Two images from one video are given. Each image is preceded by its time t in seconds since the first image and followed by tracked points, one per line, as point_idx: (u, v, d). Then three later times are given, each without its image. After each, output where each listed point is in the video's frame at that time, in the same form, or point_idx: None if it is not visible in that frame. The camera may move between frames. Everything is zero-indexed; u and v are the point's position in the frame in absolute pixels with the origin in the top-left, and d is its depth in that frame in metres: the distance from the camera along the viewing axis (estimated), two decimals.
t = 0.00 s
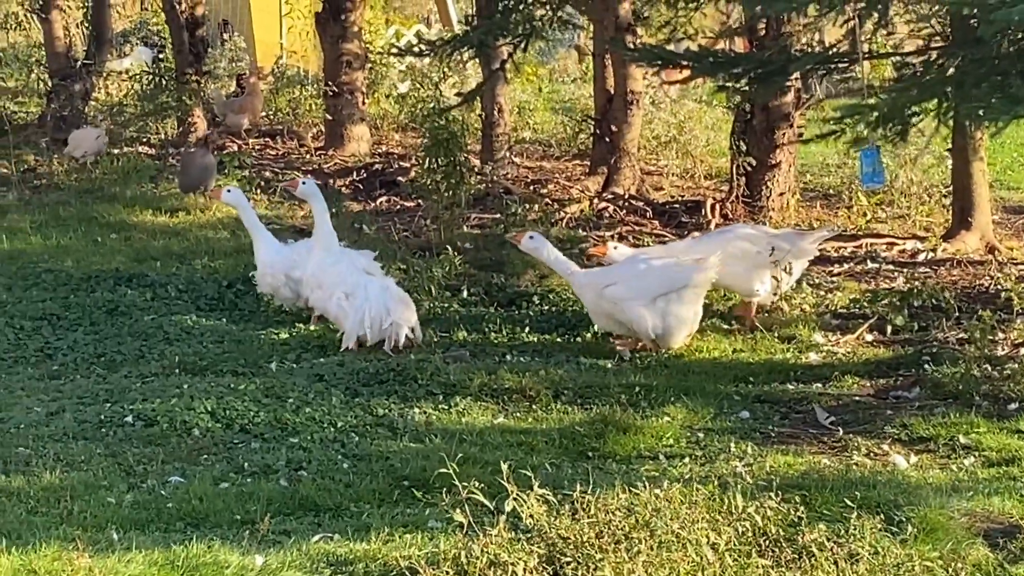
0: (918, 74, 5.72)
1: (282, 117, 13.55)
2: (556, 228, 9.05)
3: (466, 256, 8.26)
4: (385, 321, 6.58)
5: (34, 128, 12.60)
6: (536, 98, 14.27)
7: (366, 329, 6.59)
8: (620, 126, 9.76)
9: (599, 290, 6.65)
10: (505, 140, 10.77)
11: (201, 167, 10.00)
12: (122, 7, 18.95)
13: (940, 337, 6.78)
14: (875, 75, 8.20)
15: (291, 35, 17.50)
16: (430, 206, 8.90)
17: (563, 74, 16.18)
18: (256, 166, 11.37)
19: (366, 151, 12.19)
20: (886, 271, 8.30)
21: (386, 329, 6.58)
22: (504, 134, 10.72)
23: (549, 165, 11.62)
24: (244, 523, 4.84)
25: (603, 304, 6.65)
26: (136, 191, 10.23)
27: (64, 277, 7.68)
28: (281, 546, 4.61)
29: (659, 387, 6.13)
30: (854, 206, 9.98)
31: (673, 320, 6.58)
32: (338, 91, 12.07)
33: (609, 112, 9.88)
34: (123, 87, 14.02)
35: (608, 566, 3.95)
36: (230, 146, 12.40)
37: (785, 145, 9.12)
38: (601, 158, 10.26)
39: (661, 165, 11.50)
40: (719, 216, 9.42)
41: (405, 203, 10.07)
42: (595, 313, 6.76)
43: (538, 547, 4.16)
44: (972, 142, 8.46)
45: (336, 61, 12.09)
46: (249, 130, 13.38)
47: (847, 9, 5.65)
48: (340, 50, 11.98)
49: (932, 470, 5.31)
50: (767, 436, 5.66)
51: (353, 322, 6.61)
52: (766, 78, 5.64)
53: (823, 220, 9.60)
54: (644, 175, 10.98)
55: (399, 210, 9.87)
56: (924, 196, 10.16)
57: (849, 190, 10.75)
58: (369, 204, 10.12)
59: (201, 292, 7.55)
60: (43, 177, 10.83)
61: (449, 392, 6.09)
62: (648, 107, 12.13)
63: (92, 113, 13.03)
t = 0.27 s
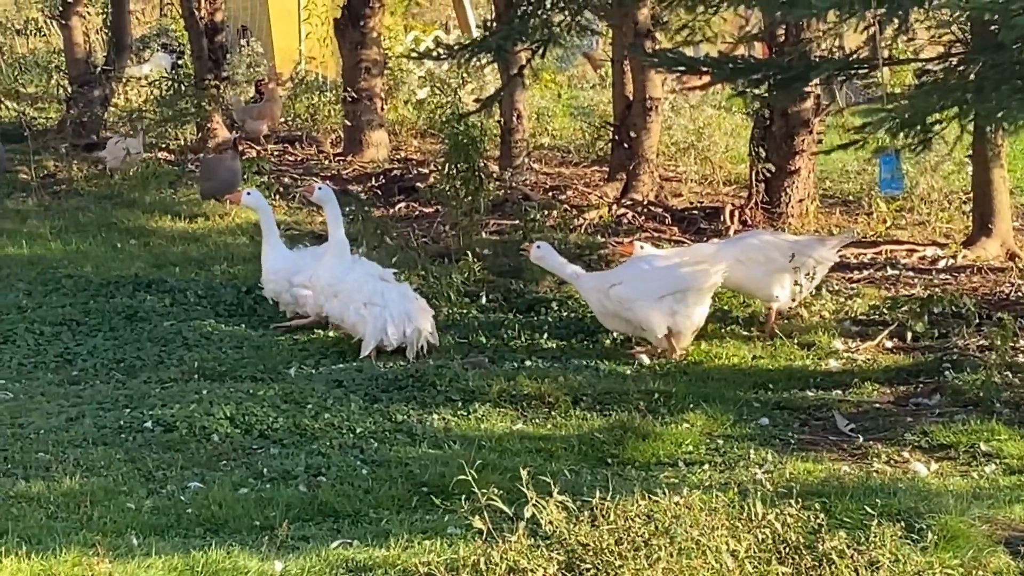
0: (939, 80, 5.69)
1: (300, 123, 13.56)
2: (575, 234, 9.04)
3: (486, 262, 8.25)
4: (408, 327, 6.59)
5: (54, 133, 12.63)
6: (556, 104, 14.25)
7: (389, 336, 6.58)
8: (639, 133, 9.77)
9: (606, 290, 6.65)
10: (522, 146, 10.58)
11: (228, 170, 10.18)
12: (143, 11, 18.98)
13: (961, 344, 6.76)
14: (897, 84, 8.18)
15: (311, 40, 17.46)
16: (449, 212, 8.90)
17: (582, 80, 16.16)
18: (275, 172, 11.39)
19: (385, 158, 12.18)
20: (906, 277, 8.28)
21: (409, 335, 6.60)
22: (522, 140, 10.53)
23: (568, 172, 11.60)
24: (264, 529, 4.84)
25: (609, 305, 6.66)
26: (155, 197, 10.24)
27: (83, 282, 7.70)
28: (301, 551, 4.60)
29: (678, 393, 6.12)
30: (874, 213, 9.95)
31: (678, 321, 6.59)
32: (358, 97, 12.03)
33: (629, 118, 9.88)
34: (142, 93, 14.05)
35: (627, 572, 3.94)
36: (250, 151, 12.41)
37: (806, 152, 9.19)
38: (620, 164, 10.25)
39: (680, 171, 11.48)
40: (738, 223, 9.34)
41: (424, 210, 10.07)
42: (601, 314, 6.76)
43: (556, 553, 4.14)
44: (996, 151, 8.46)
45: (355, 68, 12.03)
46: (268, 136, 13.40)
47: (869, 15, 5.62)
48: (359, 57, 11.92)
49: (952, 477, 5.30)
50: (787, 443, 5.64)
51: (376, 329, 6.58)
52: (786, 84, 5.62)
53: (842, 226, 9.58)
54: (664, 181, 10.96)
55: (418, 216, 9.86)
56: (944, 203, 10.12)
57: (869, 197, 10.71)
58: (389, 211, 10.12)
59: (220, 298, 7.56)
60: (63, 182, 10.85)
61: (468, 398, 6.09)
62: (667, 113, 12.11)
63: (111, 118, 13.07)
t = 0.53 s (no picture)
0: (959, 85, 5.68)
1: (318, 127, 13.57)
2: (593, 239, 9.04)
3: (506, 267, 8.25)
4: (421, 330, 6.63)
5: (73, 137, 12.67)
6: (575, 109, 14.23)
7: (402, 339, 6.61)
8: (658, 138, 9.76)
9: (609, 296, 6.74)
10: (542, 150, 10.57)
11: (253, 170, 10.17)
12: (163, 17, 19.01)
13: (981, 350, 6.74)
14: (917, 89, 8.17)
15: (331, 45, 17.38)
16: (468, 217, 8.91)
17: (601, 85, 16.12)
18: (295, 177, 11.43)
19: (404, 163, 12.16)
20: (925, 283, 8.27)
21: (424, 337, 6.64)
22: (541, 145, 10.52)
23: (586, 177, 11.59)
24: (283, 533, 4.83)
25: (612, 310, 6.74)
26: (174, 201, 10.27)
27: (103, 286, 7.71)
28: (320, 555, 4.59)
29: (697, 398, 6.11)
30: (893, 219, 9.93)
31: (671, 329, 6.55)
32: (377, 102, 12.02)
33: (648, 123, 9.90)
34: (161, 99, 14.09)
35: None
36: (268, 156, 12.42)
37: (825, 158, 9.17)
38: (639, 168, 10.27)
39: (699, 176, 11.47)
40: (757, 227, 9.40)
41: (443, 215, 10.09)
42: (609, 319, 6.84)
43: (575, 559, 4.14)
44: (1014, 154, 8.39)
45: (374, 72, 12.05)
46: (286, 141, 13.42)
47: (888, 21, 5.62)
48: (379, 61, 11.90)
49: (972, 483, 5.28)
50: (807, 448, 5.64)
51: (390, 331, 6.61)
52: (805, 90, 5.62)
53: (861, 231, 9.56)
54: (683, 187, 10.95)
55: (437, 221, 9.87)
56: (964, 208, 10.08)
57: (888, 202, 10.68)
58: (407, 216, 10.13)
59: (239, 302, 7.57)
60: (83, 187, 10.88)
61: (487, 403, 6.09)
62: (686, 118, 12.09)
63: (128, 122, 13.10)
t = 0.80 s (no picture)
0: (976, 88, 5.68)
1: (334, 128, 13.59)
2: (610, 242, 9.04)
3: (524, 270, 8.25)
4: (424, 312, 6.67)
5: (91, 138, 12.70)
6: (592, 111, 14.21)
7: (408, 322, 6.64)
8: (676, 140, 9.79)
9: (611, 302, 6.75)
10: (559, 154, 10.43)
11: (269, 173, 9.78)
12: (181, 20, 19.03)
13: (999, 353, 6.72)
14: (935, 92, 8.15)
15: (348, 48, 17.30)
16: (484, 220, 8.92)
17: (618, 87, 16.10)
18: (312, 179, 11.46)
19: (421, 165, 12.14)
20: (943, 286, 8.24)
21: (429, 318, 6.67)
22: (558, 148, 10.40)
23: (603, 179, 11.58)
24: (299, 535, 4.84)
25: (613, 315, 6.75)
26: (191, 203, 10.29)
27: (120, 288, 7.73)
28: (337, 557, 4.59)
29: (713, 401, 6.11)
30: (911, 222, 9.90)
31: (668, 334, 6.52)
32: (394, 104, 12.04)
33: (665, 125, 9.90)
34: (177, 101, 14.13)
35: None
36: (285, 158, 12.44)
37: (842, 160, 9.17)
38: (655, 173, 10.14)
39: (716, 179, 11.46)
40: (773, 230, 9.38)
41: (460, 217, 10.09)
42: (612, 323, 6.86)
43: (592, 561, 4.13)
44: None
45: (392, 74, 12.10)
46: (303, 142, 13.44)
47: (906, 23, 5.62)
48: (396, 63, 11.94)
49: (990, 487, 5.27)
50: (824, 451, 5.63)
51: (396, 316, 6.65)
52: (823, 93, 5.62)
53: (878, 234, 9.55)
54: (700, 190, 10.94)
55: (454, 223, 9.88)
56: (982, 211, 10.05)
57: (906, 206, 10.65)
58: (424, 218, 10.14)
59: (256, 304, 7.59)
60: (101, 189, 10.90)
61: (503, 406, 6.09)
62: (704, 121, 12.08)
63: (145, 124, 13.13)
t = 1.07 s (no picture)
0: (991, 93, 5.67)
1: (348, 132, 13.60)
2: (625, 246, 9.05)
3: (540, 274, 8.25)
4: (428, 313, 6.69)
5: (106, 141, 12.74)
6: (607, 115, 14.20)
7: (412, 323, 6.67)
8: (690, 145, 9.73)
9: (619, 309, 6.76)
10: (574, 157, 10.43)
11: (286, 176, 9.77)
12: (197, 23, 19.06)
13: (1013, 358, 6.72)
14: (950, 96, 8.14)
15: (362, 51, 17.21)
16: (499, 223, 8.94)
17: (633, 91, 16.09)
18: (327, 182, 11.47)
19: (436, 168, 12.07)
20: (958, 291, 8.24)
21: (433, 317, 6.70)
22: (574, 151, 10.38)
23: (618, 183, 11.58)
24: (313, 538, 4.83)
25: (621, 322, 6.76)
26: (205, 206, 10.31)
27: (135, 291, 7.74)
28: (351, 560, 4.59)
29: (728, 406, 6.11)
30: (926, 226, 9.90)
31: (680, 338, 6.53)
32: (408, 107, 11.94)
33: (681, 129, 9.90)
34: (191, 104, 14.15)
35: None
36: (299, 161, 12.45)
37: (857, 163, 9.19)
38: (671, 176, 10.34)
39: (731, 183, 11.45)
40: (789, 235, 9.35)
41: (474, 220, 10.10)
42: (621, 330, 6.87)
43: (607, 566, 4.20)
44: None
45: (406, 79, 11.95)
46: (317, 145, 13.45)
47: (920, 28, 5.61)
48: (411, 67, 11.81)
49: (1004, 492, 5.27)
50: (838, 456, 5.63)
51: (400, 316, 6.68)
52: (838, 96, 5.62)
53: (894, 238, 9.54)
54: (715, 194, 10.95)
55: (469, 227, 9.89)
56: (997, 215, 10.03)
57: (921, 211, 10.63)
58: (439, 222, 10.15)
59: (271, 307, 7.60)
60: (116, 192, 10.93)
61: (518, 410, 6.10)
62: (719, 125, 12.09)
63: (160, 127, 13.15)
